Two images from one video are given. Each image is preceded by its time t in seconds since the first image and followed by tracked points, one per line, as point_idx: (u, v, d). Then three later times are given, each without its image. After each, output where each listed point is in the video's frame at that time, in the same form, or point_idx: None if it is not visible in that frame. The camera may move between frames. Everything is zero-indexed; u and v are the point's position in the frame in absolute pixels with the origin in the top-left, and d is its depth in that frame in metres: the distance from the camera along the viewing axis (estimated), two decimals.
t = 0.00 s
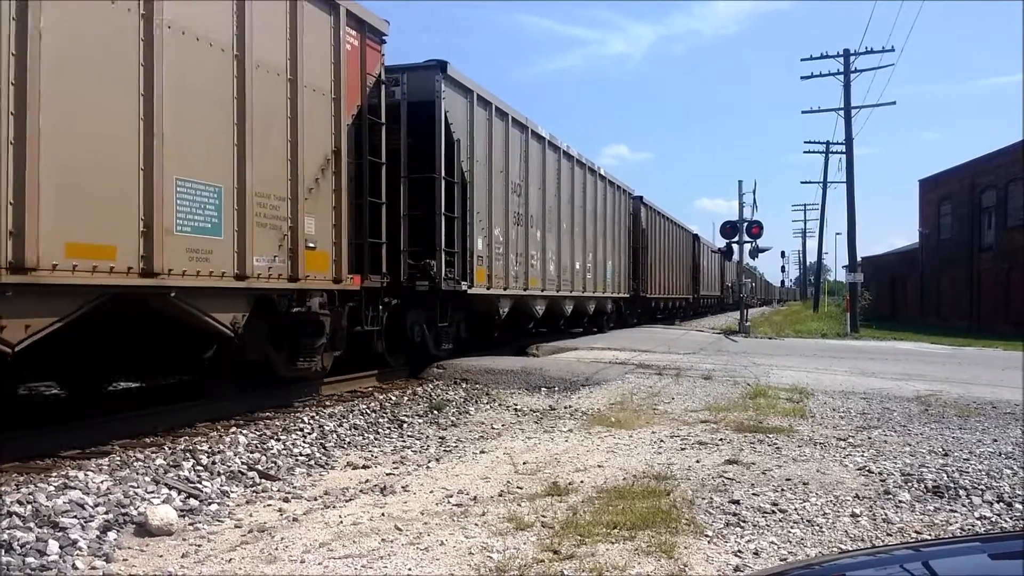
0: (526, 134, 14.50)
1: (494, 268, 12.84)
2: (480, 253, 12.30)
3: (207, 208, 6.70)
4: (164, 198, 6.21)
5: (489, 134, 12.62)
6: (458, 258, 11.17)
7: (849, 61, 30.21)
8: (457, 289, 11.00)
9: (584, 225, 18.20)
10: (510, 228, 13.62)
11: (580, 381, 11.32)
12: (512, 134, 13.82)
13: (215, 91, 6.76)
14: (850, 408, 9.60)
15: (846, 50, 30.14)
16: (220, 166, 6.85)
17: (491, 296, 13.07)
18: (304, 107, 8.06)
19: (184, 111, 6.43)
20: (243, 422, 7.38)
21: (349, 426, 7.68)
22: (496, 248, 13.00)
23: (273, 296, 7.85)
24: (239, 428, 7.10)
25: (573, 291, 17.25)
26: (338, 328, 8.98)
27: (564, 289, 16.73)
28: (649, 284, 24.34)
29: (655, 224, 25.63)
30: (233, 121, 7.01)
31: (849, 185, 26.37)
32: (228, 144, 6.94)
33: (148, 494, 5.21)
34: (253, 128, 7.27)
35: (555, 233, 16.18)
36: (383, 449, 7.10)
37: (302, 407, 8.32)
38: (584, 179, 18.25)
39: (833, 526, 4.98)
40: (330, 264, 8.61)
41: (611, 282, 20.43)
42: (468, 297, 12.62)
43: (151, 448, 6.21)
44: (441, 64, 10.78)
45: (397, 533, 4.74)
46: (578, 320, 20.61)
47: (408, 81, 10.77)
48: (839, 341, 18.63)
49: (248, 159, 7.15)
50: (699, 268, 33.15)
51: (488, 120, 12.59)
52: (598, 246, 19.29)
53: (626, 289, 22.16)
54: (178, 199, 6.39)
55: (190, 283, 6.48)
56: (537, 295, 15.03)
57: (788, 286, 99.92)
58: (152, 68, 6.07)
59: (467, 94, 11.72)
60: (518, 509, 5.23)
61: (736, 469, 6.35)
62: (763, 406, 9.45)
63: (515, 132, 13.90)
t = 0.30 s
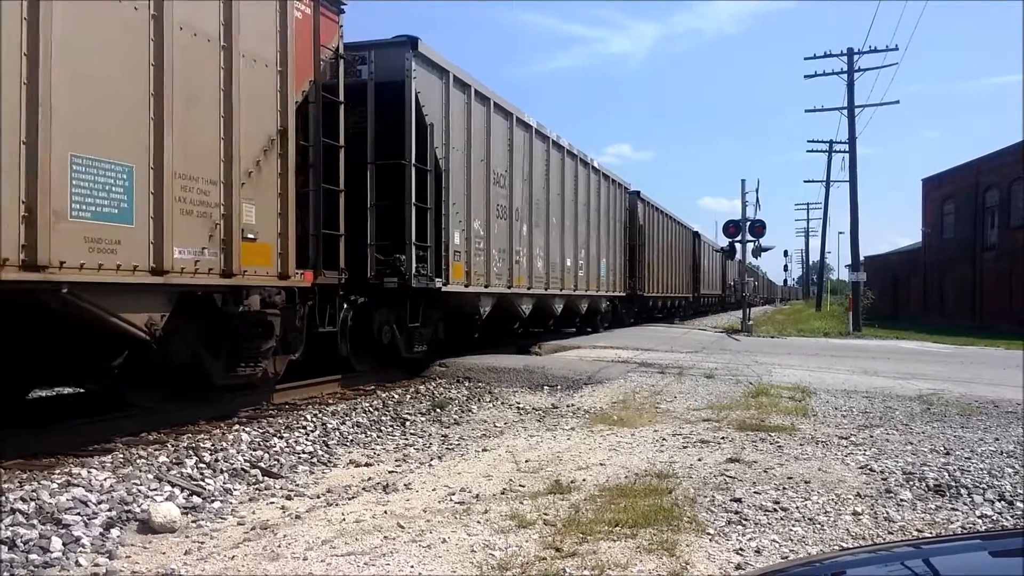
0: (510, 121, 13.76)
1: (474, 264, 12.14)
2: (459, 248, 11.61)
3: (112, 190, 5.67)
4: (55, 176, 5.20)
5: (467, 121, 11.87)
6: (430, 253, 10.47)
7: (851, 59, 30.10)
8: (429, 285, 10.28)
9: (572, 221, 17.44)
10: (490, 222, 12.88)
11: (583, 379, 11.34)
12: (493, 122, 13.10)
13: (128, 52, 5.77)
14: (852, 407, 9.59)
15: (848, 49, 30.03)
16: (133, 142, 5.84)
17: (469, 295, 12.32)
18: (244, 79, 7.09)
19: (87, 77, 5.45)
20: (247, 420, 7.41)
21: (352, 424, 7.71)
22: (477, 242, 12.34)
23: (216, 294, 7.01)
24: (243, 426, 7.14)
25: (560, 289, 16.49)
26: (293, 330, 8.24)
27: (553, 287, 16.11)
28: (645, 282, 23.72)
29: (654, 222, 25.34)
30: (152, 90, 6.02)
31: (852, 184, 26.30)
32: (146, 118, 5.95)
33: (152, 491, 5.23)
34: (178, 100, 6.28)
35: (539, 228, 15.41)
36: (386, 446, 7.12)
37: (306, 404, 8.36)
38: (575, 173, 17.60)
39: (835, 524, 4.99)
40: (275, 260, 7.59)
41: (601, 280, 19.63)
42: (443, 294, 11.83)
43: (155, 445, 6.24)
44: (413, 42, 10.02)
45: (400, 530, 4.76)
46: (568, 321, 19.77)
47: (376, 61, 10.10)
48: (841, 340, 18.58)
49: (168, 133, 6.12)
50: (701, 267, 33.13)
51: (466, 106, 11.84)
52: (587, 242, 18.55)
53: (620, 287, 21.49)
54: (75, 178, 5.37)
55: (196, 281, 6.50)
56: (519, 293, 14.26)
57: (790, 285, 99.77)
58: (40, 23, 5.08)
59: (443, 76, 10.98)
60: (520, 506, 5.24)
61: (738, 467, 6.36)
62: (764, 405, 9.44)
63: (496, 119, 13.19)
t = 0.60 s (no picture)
0: (491, 106, 12.86)
1: (447, 260, 11.21)
2: (431, 242, 10.65)
3: None
4: None
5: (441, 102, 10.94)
6: (393, 248, 9.49)
7: (851, 58, 30.09)
8: (391, 283, 9.35)
9: (560, 215, 16.49)
10: (467, 215, 11.96)
11: (581, 378, 11.33)
12: (471, 105, 12.10)
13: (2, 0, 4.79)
14: (850, 406, 9.60)
15: (849, 48, 30.02)
16: (11, 109, 4.87)
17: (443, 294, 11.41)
18: (162, 40, 6.06)
19: None
20: (245, 418, 7.39)
21: (351, 422, 7.70)
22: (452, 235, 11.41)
23: (129, 288, 6.05)
24: (241, 424, 7.13)
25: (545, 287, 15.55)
26: (228, 329, 7.56)
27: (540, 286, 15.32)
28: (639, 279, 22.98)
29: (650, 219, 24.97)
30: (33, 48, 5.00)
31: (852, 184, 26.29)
32: (26, 81, 4.95)
33: (150, 489, 5.23)
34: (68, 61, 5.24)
35: (523, 220, 14.44)
36: (385, 445, 7.12)
37: (304, 403, 8.34)
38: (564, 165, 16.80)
39: (833, 524, 4.99)
40: (199, 253, 6.52)
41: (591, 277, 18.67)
42: (412, 292, 10.89)
43: (153, 443, 6.24)
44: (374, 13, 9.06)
45: (398, 529, 4.75)
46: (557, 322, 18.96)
47: (332, 34, 9.20)
48: (841, 340, 18.57)
49: (49, 94, 5.09)
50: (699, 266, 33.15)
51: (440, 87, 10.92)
52: (576, 239, 17.64)
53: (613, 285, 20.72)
54: None
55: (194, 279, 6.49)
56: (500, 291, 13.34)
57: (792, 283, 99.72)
58: None
59: (410, 52, 10.02)
60: (519, 505, 5.24)
61: (737, 466, 6.36)
62: (763, 404, 9.45)
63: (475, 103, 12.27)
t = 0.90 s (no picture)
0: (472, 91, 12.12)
1: (423, 257, 10.53)
2: (403, 235, 9.93)
3: None
4: None
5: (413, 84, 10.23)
6: (360, 244, 8.78)
7: (857, 56, 29.94)
8: (358, 281, 8.62)
9: (550, 210, 15.73)
10: (445, 207, 11.23)
11: (586, 378, 11.32)
12: (449, 91, 11.38)
13: None
14: (856, 406, 9.57)
15: (854, 46, 29.91)
16: None
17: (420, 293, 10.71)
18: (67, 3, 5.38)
19: None
20: (251, 417, 7.40)
21: (356, 421, 7.71)
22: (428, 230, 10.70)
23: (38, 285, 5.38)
24: (247, 423, 7.13)
25: (534, 286, 14.82)
26: (165, 334, 6.80)
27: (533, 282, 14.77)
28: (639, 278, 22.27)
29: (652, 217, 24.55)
30: None
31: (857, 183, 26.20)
32: None
33: (156, 487, 5.24)
34: None
35: (509, 215, 13.71)
36: (389, 444, 7.12)
37: (309, 402, 8.34)
38: (555, 156, 16.14)
39: (839, 524, 4.97)
40: (116, 246, 5.78)
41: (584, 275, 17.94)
42: (383, 292, 10.20)
43: (159, 442, 6.25)
44: None
45: (403, 528, 4.75)
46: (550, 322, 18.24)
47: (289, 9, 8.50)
48: (846, 339, 18.52)
49: None
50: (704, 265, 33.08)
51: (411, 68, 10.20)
52: (569, 235, 16.91)
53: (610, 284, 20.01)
54: None
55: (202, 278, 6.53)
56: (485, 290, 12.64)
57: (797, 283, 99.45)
58: None
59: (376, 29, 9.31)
60: (524, 505, 5.23)
61: (742, 466, 6.34)
62: (768, 404, 9.43)
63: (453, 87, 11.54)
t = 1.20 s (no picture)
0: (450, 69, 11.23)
1: (390, 250, 9.67)
2: (365, 224, 9.09)
3: None
4: None
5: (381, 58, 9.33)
6: (310, 233, 8.06)
7: (863, 54, 29.82)
8: (308, 275, 7.89)
9: (535, 201, 14.91)
10: (416, 194, 10.32)
11: (590, 375, 11.33)
12: (424, 69, 10.51)
13: None
14: (861, 404, 9.57)
15: (859, 44, 29.76)
16: None
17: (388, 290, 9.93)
18: None
19: None
20: (256, 414, 7.43)
21: (360, 418, 7.73)
22: (396, 218, 9.82)
23: None
24: (252, 420, 7.16)
25: (518, 282, 13.98)
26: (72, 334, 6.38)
27: (517, 277, 13.93)
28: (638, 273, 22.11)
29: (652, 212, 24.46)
30: None
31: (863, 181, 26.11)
32: None
33: (161, 484, 5.26)
34: None
35: (490, 205, 12.85)
36: (394, 441, 7.15)
37: (314, 399, 8.37)
38: (544, 145, 15.44)
39: (843, 521, 4.97)
40: None
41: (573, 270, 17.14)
42: (343, 286, 9.36)
43: (164, 439, 6.28)
44: None
45: (407, 525, 4.77)
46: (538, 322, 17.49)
47: None
48: (850, 337, 18.50)
49: None
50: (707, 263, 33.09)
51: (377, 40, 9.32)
52: (556, 228, 16.12)
53: (604, 280, 19.59)
54: None
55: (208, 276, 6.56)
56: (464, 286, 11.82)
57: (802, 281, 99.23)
58: None
59: None
60: (528, 502, 5.24)
61: (746, 464, 6.34)
62: (773, 401, 9.43)
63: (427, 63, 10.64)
